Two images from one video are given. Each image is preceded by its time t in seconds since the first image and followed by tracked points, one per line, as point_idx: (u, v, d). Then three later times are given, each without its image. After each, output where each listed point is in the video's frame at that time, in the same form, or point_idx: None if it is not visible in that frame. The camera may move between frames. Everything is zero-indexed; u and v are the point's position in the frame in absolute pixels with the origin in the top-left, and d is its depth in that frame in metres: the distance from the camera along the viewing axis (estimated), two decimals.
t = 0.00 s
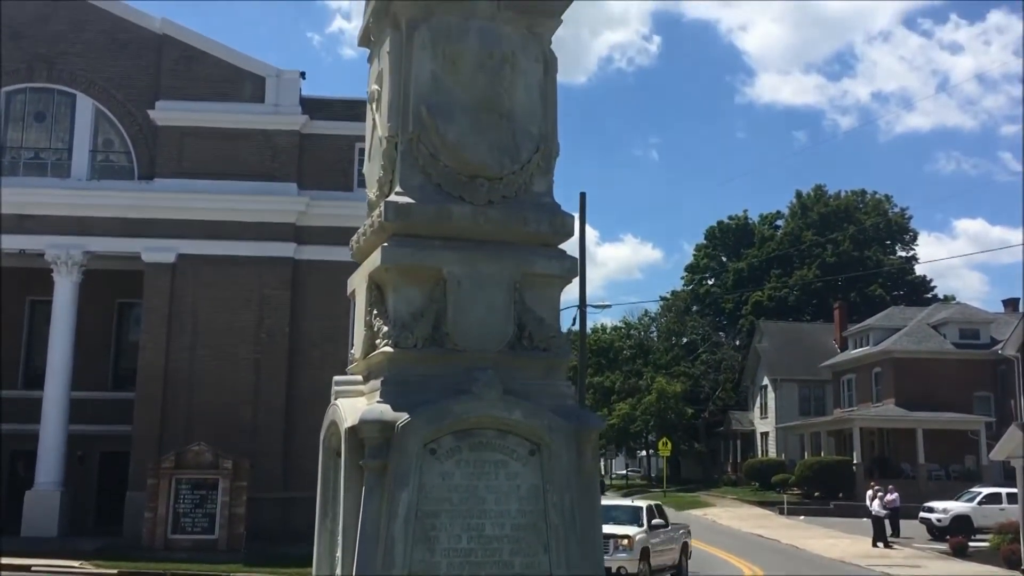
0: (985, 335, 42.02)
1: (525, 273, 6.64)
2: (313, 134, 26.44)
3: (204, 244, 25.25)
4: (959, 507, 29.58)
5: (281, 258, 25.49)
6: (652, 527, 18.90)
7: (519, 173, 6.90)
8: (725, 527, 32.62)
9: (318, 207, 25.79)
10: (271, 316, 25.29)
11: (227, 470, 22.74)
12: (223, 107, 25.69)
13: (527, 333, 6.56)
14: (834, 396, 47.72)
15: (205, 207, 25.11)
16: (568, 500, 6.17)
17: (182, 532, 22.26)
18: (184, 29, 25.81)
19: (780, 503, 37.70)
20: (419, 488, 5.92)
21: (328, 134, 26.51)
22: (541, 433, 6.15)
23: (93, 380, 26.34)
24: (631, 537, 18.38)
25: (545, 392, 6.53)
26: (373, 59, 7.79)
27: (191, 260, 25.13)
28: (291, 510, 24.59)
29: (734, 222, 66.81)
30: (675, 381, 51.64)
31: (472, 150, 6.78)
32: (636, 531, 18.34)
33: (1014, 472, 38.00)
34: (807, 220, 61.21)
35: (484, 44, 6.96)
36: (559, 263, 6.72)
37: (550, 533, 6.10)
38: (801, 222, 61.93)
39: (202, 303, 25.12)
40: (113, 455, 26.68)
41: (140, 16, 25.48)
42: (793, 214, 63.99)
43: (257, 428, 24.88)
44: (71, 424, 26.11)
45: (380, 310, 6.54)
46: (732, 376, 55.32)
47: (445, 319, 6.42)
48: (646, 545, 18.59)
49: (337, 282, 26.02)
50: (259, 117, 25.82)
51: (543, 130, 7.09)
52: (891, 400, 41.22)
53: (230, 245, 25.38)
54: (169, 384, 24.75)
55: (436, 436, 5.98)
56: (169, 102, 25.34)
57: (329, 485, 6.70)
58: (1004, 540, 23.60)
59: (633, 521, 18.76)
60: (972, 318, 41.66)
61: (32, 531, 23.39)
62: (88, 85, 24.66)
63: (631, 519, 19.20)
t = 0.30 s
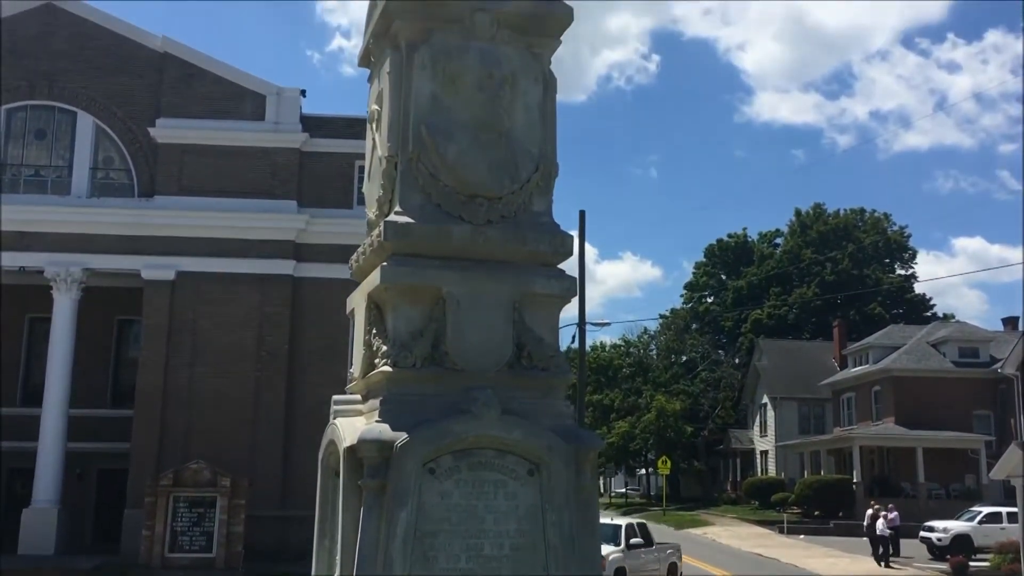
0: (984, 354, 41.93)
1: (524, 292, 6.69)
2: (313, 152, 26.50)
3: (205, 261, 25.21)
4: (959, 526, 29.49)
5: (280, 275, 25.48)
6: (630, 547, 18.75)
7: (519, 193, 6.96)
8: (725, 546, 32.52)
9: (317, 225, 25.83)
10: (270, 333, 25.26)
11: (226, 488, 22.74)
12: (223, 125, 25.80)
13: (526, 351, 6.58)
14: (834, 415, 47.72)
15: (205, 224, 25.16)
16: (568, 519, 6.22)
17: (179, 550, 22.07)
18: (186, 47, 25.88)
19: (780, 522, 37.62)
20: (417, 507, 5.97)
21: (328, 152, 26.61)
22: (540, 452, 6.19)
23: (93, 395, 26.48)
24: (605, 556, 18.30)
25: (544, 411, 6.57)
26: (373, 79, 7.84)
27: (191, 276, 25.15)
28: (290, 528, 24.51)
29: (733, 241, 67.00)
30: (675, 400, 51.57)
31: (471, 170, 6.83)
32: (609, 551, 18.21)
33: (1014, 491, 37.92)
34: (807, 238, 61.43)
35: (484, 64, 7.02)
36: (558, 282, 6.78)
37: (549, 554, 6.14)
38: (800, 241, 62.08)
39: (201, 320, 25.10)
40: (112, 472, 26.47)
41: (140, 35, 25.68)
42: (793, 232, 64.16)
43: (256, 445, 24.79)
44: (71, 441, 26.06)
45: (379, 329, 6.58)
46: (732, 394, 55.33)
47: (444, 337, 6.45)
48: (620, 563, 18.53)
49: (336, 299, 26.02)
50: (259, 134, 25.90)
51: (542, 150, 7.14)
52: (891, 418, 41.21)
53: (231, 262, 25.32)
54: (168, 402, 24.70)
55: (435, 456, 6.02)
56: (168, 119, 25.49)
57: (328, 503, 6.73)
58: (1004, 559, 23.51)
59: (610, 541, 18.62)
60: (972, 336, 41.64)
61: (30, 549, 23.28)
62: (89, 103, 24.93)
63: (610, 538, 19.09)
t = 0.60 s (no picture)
0: (982, 374, 41.77)
1: (522, 314, 6.90)
2: (312, 171, 26.56)
3: (202, 279, 25.16)
4: (958, 548, 29.36)
5: (279, 292, 25.42)
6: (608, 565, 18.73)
7: (517, 215, 7.16)
8: (723, 567, 32.37)
9: (315, 244, 25.83)
10: (268, 352, 25.15)
11: (223, 507, 22.59)
12: (223, 144, 25.77)
13: (523, 374, 6.80)
14: (832, 435, 47.55)
15: (204, 243, 25.17)
16: (565, 540, 6.41)
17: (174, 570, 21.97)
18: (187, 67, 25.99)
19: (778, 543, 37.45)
20: (415, 527, 6.13)
21: (327, 171, 26.62)
22: (537, 473, 6.36)
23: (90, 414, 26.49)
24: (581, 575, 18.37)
25: (543, 432, 6.76)
26: (373, 100, 7.97)
27: (190, 295, 25.10)
28: (286, 547, 24.43)
29: (732, 260, 67.02)
30: (672, 419, 51.05)
31: (471, 192, 7.02)
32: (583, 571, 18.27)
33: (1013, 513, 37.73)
34: (805, 257, 61.47)
35: (484, 86, 7.19)
36: (556, 305, 6.96)
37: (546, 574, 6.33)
38: (798, 260, 61.91)
39: (199, 339, 25.00)
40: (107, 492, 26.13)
41: (142, 53, 25.83)
42: (790, 251, 64.04)
43: (253, 464, 24.68)
44: (68, 459, 25.99)
45: (378, 350, 6.78)
46: (731, 413, 55.07)
47: (442, 358, 6.66)
48: None
49: (334, 318, 25.98)
50: (260, 153, 25.90)
51: (541, 173, 7.32)
52: (890, 438, 40.95)
53: (230, 281, 25.28)
54: (165, 420, 24.62)
55: (432, 477, 6.18)
56: (169, 138, 25.59)
57: (326, 521, 6.87)
58: None
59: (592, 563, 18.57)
60: (970, 357, 41.62)
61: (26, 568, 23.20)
62: (89, 122, 25.15)
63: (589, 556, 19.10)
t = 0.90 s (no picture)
0: (981, 397, 42.02)
1: (521, 335, 6.92)
2: (311, 191, 26.63)
3: (200, 298, 25.18)
4: (958, 571, 29.24)
5: (277, 312, 25.41)
6: None
7: (517, 237, 7.20)
8: None
9: (314, 263, 25.85)
10: (266, 373, 25.12)
11: (219, 528, 22.58)
12: (222, 164, 25.87)
13: (522, 397, 6.83)
14: (831, 457, 47.43)
15: (203, 262, 25.18)
16: (564, 563, 6.44)
17: None
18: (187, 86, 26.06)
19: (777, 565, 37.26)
20: (413, 551, 6.14)
21: (327, 192, 26.71)
22: (537, 495, 6.39)
23: (86, 434, 26.36)
24: None
25: (542, 455, 6.78)
26: (373, 123, 8.02)
27: (188, 314, 25.09)
28: (282, 568, 24.31)
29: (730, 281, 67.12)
30: (670, 441, 50.79)
31: (470, 215, 7.07)
32: None
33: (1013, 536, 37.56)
34: (803, 279, 61.57)
35: (484, 110, 7.28)
36: (555, 327, 6.99)
37: None
38: (796, 281, 62.01)
39: (196, 359, 24.95)
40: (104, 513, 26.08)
41: (141, 73, 25.89)
42: (787, 273, 64.07)
43: (250, 484, 24.56)
44: (64, 479, 25.90)
45: (377, 373, 6.81)
46: (728, 435, 54.89)
47: (442, 381, 6.69)
48: None
49: (332, 338, 26.00)
50: (259, 173, 25.97)
51: (540, 195, 7.38)
52: (888, 461, 40.87)
53: (229, 300, 25.29)
54: (162, 440, 24.50)
55: (430, 501, 6.20)
56: (169, 157, 25.66)
57: (323, 543, 6.86)
58: None
59: None
60: (969, 380, 41.64)
61: None
62: (89, 141, 25.21)
63: None
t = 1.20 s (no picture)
0: (980, 420, 41.77)
1: (521, 359, 6.93)
2: (311, 212, 26.67)
3: (200, 318, 25.18)
4: None
5: (276, 332, 25.40)
6: None
7: (517, 260, 7.23)
8: None
9: (313, 283, 25.85)
10: (265, 392, 25.08)
11: (216, 550, 23.17)
12: (223, 185, 25.95)
13: (522, 420, 6.84)
14: (831, 479, 47.23)
15: (202, 282, 25.19)
16: None
17: None
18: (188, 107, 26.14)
19: None
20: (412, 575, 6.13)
21: (327, 212, 26.76)
22: (536, 519, 6.38)
23: (85, 454, 26.30)
24: None
25: (542, 479, 6.78)
26: (374, 145, 8.06)
27: (187, 334, 25.09)
28: None
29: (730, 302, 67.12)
30: (670, 463, 50.55)
31: (470, 237, 7.10)
32: None
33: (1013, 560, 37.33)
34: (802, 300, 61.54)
35: (484, 134, 7.34)
36: (555, 350, 7.01)
37: None
38: (795, 303, 61.98)
39: (195, 380, 24.92)
40: (102, 533, 26.00)
41: (143, 94, 25.95)
42: (787, 294, 64.01)
43: (247, 504, 24.43)
44: (61, 499, 25.79)
45: (377, 395, 6.82)
46: (728, 456, 54.67)
47: (442, 404, 6.70)
48: None
49: (331, 358, 25.97)
50: (258, 192, 26.02)
51: (540, 218, 7.41)
52: (888, 484, 40.65)
53: (228, 319, 25.29)
54: (160, 460, 24.40)
55: (429, 525, 6.19)
56: (169, 178, 25.70)
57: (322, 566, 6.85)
58: None
59: None
60: (968, 402, 41.59)
61: None
62: (90, 161, 25.30)
63: None
